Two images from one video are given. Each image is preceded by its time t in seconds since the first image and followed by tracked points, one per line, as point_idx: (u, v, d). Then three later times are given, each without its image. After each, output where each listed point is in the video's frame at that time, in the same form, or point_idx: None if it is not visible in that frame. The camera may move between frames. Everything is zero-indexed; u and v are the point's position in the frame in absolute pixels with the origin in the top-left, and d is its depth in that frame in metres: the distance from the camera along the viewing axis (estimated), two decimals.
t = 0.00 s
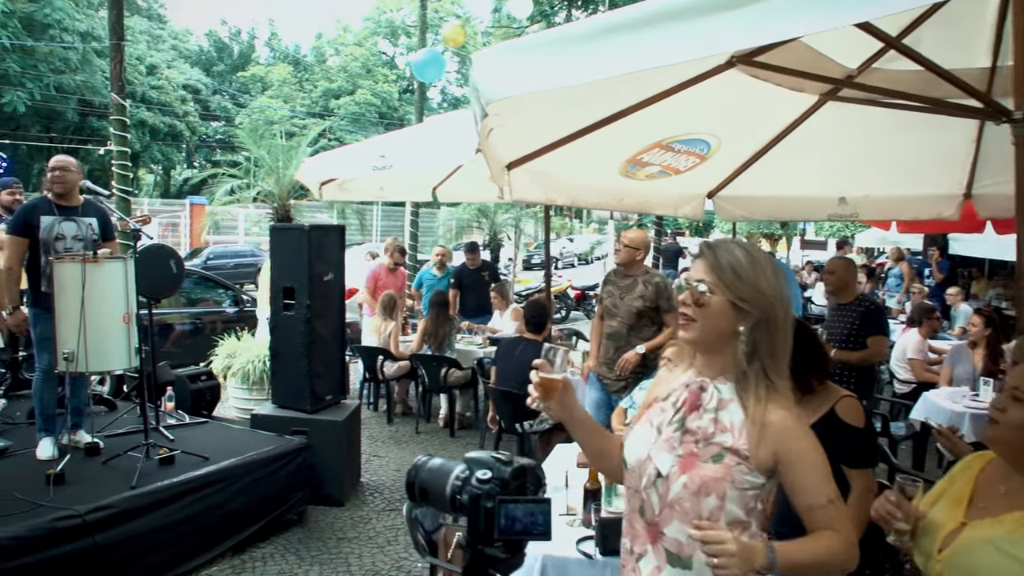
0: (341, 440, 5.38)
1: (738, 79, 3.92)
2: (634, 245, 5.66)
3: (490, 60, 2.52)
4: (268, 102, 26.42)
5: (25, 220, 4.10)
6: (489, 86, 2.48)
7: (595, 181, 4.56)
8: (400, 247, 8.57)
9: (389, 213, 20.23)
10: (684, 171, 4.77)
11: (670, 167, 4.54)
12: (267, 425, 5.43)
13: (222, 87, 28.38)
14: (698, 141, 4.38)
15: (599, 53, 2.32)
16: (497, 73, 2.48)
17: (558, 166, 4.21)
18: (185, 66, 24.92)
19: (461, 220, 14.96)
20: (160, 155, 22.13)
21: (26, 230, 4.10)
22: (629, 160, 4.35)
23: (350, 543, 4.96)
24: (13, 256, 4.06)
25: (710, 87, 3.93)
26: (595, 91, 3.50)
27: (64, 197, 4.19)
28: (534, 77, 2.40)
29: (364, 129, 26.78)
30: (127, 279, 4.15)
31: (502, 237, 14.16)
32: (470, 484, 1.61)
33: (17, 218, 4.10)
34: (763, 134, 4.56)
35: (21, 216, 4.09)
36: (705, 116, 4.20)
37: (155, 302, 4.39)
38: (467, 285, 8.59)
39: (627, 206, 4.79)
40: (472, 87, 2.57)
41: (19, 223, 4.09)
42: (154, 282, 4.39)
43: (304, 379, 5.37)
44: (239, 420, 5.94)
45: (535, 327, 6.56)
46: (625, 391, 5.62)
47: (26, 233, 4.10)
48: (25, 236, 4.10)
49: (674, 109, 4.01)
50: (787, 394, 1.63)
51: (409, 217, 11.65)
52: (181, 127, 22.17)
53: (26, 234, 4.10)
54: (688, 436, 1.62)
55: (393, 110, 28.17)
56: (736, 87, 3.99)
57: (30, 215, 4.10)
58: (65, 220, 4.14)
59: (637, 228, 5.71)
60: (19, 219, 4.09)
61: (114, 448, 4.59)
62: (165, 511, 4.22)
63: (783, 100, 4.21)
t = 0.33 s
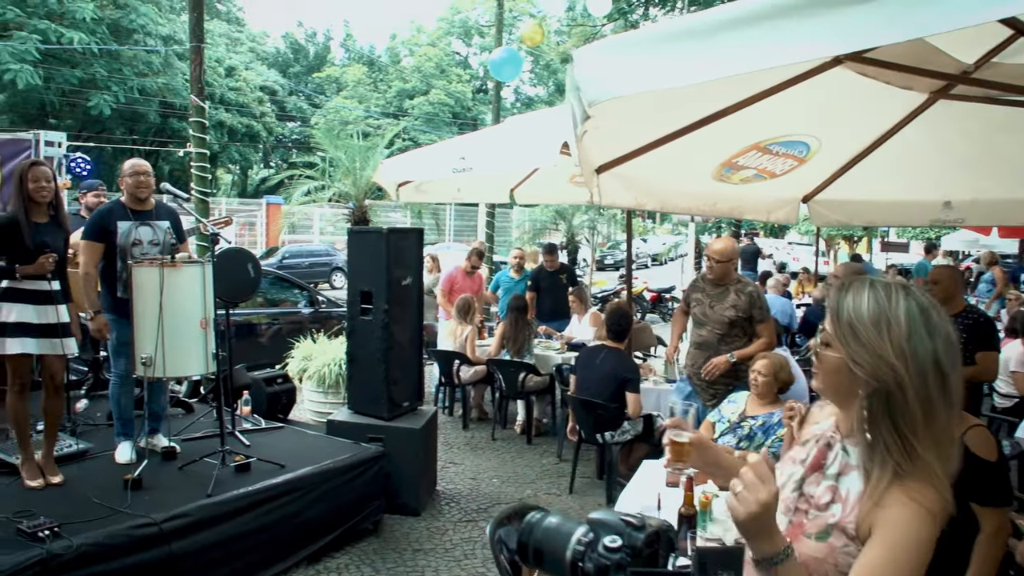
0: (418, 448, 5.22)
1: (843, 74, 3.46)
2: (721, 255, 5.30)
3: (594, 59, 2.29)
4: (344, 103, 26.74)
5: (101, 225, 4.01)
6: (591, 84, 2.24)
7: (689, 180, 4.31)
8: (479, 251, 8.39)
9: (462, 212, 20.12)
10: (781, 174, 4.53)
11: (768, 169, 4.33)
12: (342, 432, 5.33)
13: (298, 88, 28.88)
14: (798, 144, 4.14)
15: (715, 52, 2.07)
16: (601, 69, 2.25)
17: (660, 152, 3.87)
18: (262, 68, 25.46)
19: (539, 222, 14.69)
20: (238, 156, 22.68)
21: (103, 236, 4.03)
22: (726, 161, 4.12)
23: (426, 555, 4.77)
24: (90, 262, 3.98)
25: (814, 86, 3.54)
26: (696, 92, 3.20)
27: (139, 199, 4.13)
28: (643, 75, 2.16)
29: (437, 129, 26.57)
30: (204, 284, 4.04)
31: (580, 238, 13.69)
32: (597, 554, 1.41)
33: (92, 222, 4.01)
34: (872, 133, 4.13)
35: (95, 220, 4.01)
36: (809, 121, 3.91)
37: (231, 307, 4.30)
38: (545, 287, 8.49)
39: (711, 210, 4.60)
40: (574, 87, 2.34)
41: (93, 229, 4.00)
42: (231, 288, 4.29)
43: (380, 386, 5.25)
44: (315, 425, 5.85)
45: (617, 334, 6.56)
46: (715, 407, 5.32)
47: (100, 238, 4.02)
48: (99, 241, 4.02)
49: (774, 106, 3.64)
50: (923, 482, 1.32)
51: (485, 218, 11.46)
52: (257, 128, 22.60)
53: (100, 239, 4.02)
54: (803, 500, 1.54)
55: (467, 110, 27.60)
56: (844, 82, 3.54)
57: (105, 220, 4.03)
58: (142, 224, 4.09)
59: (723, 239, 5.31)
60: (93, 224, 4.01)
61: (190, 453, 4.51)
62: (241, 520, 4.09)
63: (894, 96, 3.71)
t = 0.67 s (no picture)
0: (496, 461, 5.05)
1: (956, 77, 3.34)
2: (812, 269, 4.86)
3: (706, 60, 2.42)
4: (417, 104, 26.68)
5: (172, 231, 3.88)
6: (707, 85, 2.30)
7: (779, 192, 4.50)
8: (556, 256, 8.14)
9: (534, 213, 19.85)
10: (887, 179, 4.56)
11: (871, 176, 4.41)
12: (419, 443, 5.21)
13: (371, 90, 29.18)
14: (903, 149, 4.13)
15: (841, 44, 2.17)
16: (713, 70, 2.36)
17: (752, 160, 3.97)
18: (336, 70, 25.80)
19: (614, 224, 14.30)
20: (312, 157, 23.03)
21: (177, 241, 3.88)
22: (826, 168, 4.25)
23: (503, 572, 4.55)
24: (166, 269, 3.84)
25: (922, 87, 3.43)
26: (791, 103, 3.18)
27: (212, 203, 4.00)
28: (761, 75, 2.22)
29: (510, 129, 26.25)
30: (281, 291, 3.92)
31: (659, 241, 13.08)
32: None
33: (164, 229, 3.88)
34: (979, 134, 4.05)
35: (167, 226, 3.87)
36: (917, 116, 3.73)
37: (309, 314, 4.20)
38: (623, 294, 8.24)
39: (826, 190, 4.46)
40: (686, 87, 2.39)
41: (165, 236, 3.87)
42: (306, 294, 4.17)
43: (457, 394, 5.14)
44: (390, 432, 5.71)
45: (696, 344, 6.16)
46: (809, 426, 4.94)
47: (172, 244, 3.87)
48: (172, 248, 3.87)
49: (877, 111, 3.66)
50: (999, 550, 1.08)
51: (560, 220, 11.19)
52: (331, 129, 22.83)
53: (173, 245, 3.87)
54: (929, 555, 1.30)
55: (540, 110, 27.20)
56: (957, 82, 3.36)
57: (179, 226, 3.89)
58: (216, 230, 3.98)
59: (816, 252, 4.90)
60: (165, 230, 3.87)
61: (266, 462, 4.40)
62: (316, 533, 3.94)
63: (1018, 93, 3.52)
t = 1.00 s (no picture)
0: (574, 476, 4.91)
1: None
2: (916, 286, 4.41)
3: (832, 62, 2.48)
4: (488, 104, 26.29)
5: (245, 244, 3.69)
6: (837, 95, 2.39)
7: (878, 194, 4.82)
8: (634, 262, 7.85)
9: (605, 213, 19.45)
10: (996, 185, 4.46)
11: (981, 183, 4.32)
12: (494, 454, 5.05)
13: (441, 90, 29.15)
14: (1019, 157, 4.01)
15: (937, 57, 2.21)
16: (842, 77, 2.40)
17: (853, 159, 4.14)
18: (407, 71, 25.83)
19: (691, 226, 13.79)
20: (383, 158, 23.20)
21: (252, 254, 3.71)
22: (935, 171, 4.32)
23: None
24: (241, 283, 3.68)
25: None
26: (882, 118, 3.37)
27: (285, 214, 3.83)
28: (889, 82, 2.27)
29: (580, 129, 25.75)
30: (358, 302, 3.77)
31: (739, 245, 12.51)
32: None
33: (236, 240, 3.69)
34: None
35: (239, 237, 3.68)
36: None
37: (386, 322, 4.06)
38: (701, 303, 7.89)
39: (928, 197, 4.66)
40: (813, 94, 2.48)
41: (238, 248, 3.68)
42: (381, 302, 4.01)
43: (536, 406, 4.98)
44: (463, 443, 5.53)
45: (784, 356, 5.71)
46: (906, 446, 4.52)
47: (246, 256, 3.69)
48: (246, 260, 3.69)
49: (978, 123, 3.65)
50: None
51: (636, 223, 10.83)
52: (402, 129, 22.95)
53: (246, 257, 3.69)
54: None
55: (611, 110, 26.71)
56: None
57: (252, 237, 3.71)
58: (290, 240, 3.83)
59: (919, 265, 4.42)
60: (237, 243, 3.68)
61: (339, 473, 4.26)
62: (391, 550, 3.76)
63: None
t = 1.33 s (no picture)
0: (653, 495, 4.69)
1: None
2: None
3: (981, 70, 2.76)
4: (557, 104, 25.47)
5: (322, 253, 3.55)
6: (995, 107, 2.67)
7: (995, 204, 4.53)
8: (713, 268, 7.55)
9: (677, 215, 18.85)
10: None
11: None
12: (571, 470, 4.90)
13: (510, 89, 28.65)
14: None
15: None
16: (1001, 84, 2.70)
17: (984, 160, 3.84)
18: (476, 71, 25.46)
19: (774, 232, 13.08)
20: (453, 158, 23.11)
21: (331, 263, 3.58)
22: None
23: None
24: (316, 295, 3.55)
25: None
26: None
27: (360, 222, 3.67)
28: None
29: (652, 130, 24.50)
30: (436, 312, 3.63)
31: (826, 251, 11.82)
32: None
33: (312, 250, 3.56)
34: None
35: (316, 247, 3.55)
36: None
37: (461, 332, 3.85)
38: (782, 312, 7.52)
39: (1020, 243, 4.68)
40: (965, 103, 2.75)
41: (315, 257, 3.55)
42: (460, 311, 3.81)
43: (614, 420, 4.82)
44: (536, 456, 5.34)
45: (882, 373, 5.26)
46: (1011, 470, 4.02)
47: (323, 266, 3.56)
48: (323, 270, 3.56)
49: None
50: None
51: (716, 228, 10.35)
52: (472, 130, 22.69)
53: (324, 268, 3.56)
54: None
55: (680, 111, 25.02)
56: None
57: (329, 246, 3.57)
58: (369, 248, 3.71)
59: None
60: (314, 253, 3.55)
61: (413, 487, 4.11)
62: (467, 571, 3.58)
63: None
